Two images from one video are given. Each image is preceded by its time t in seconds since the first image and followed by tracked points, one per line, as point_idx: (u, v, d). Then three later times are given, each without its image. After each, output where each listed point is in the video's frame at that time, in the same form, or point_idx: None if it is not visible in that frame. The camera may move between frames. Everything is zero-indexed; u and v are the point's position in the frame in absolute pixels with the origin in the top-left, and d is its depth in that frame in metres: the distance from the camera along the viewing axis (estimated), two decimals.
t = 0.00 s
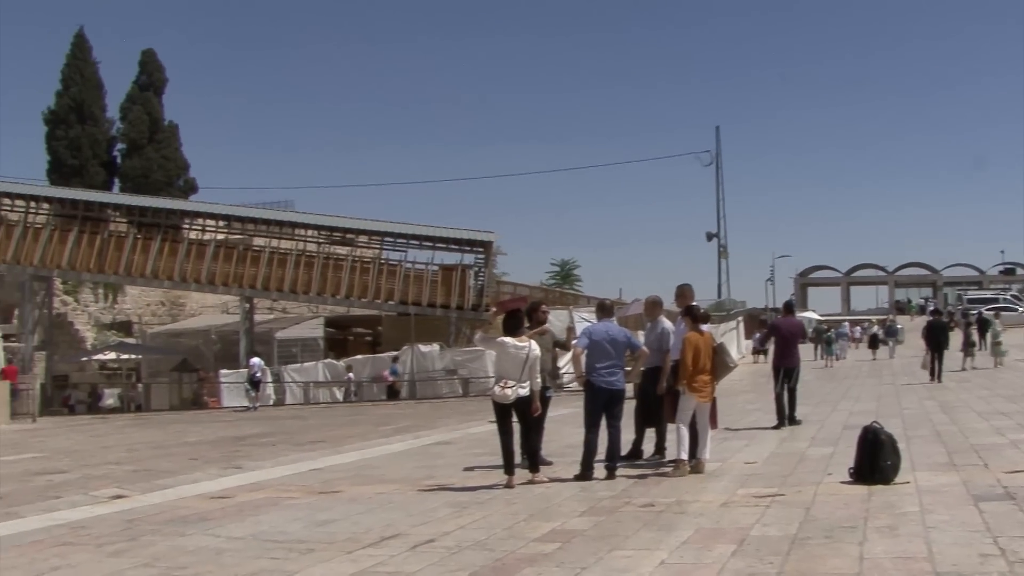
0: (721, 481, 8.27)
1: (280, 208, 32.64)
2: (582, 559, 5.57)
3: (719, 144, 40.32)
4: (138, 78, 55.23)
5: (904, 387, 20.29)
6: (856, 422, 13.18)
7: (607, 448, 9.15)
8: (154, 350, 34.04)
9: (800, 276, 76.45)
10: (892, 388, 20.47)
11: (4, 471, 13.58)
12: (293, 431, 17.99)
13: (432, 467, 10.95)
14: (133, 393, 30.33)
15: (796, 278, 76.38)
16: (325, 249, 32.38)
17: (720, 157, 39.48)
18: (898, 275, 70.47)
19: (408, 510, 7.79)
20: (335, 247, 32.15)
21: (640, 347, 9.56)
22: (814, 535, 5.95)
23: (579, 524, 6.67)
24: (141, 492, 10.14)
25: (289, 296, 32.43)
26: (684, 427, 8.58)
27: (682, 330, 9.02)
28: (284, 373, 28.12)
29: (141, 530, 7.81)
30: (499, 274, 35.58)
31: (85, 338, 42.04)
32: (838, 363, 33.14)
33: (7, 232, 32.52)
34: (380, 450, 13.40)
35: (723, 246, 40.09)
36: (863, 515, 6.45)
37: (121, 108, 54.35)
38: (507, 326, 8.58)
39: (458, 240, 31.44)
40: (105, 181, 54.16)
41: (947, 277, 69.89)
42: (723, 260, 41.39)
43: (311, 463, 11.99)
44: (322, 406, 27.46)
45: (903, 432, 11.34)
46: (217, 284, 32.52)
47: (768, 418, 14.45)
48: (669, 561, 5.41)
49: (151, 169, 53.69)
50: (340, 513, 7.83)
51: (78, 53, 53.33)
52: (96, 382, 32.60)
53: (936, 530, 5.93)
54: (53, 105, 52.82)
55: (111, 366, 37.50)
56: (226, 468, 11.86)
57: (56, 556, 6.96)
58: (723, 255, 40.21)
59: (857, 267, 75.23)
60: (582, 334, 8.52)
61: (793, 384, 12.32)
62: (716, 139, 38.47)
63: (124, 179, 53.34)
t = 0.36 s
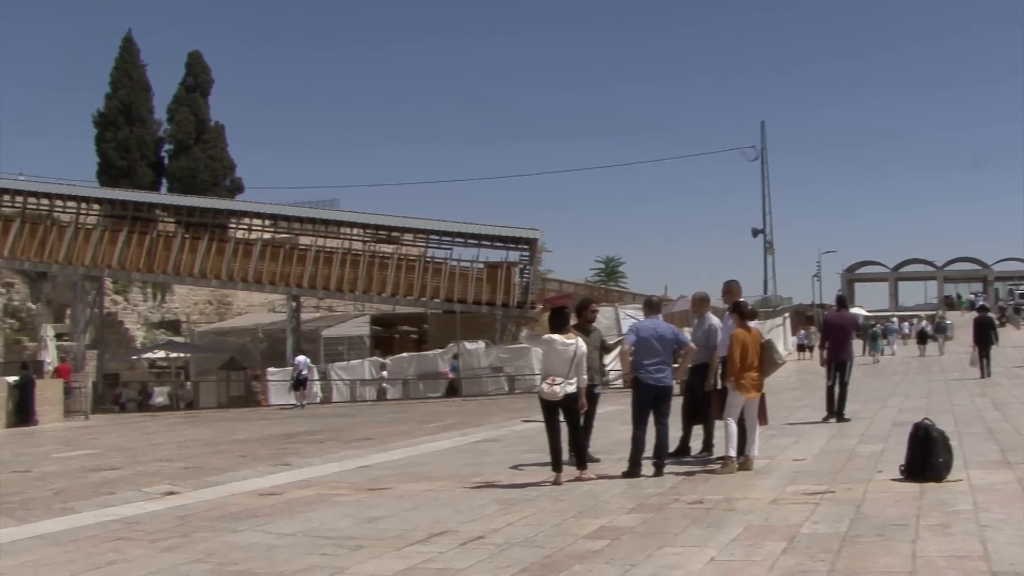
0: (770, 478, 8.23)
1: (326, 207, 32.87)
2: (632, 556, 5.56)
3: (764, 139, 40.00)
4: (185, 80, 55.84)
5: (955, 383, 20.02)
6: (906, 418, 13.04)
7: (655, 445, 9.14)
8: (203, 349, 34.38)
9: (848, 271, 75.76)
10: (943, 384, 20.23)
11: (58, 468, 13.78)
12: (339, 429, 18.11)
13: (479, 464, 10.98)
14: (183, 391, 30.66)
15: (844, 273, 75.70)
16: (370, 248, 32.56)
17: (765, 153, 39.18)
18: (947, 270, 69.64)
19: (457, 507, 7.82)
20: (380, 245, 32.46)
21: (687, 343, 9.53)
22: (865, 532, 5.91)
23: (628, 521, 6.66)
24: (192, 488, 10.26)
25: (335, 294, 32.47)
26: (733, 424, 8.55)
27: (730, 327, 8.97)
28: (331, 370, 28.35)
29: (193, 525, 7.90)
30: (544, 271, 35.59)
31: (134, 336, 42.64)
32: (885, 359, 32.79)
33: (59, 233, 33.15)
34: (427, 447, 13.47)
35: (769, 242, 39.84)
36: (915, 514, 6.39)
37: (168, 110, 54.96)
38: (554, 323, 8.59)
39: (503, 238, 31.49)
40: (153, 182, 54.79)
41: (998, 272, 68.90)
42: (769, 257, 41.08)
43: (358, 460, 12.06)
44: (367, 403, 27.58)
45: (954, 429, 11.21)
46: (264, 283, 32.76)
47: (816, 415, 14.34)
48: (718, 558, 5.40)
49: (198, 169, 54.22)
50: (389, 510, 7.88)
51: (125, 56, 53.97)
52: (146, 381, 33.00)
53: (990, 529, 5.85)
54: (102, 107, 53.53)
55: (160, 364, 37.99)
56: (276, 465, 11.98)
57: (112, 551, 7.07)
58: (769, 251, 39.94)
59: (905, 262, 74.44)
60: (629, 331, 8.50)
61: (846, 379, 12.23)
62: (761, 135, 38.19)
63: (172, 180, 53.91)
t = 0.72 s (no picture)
0: (818, 477, 8.16)
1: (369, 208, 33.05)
2: (680, 555, 5.55)
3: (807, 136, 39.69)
4: (229, 83, 56.34)
5: (1004, 382, 19.73)
6: (956, 417, 12.88)
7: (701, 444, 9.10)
8: (249, 350, 34.67)
9: (893, 269, 74.99)
10: (993, 382, 19.94)
11: (108, 467, 13.96)
12: (384, 429, 18.19)
13: (524, 463, 10.97)
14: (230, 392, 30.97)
15: (889, 271, 74.94)
16: (414, 249, 32.67)
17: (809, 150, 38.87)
18: (994, 266, 68.74)
19: (503, 506, 7.83)
20: (423, 245, 32.53)
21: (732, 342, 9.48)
22: (916, 532, 5.85)
23: (675, 521, 6.64)
24: (241, 488, 10.35)
25: (379, 295, 32.56)
26: (779, 423, 8.50)
27: (776, 325, 8.92)
28: (375, 370, 28.49)
29: (242, 524, 7.97)
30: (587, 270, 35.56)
31: (181, 338, 43.16)
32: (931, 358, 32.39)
33: (106, 236, 33.65)
34: (472, 446, 13.50)
35: (814, 239, 39.53)
36: (967, 513, 6.31)
37: (213, 113, 55.48)
38: (600, 321, 8.60)
39: (546, 237, 31.49)
40: (198, 184, 55.30)
41: None
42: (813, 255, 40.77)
43: (404, 460, 12.11)
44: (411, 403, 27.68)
45: (1005, 428, 11.05)
46: (308, 284, 32.94)
47: (863, 414, 14.21)
48: (768, 557, 5.37)
49: (242, 171, 54.67)
50: (435, 509, 7.91)
51: (170, 60, 54.53)
52: (193, 382, 33.33)
53: None
54: (148, 111, 54.14)
55: (206, 365, 38.39)
56: (322, 464, 12.06)
57: (164, 549, 7.15)
58: (813, 248, 39.65)
59: (952, 258, 73.55)
60: (676, 329, 8.48)
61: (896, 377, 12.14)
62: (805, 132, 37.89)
63: (216, 182, 54.40)
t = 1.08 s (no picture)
0: (874, 475, 8.09)
1: (417, 207, 33.22)
2: (738, 553, 5.52)
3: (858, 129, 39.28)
4: (278, 85, 56.85)
5: None
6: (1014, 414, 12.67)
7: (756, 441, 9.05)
8: (301, 350, 34.97)
9: (948, 264, 73.97)
10: None
11: (165, 465, 14.13)
12: (436, 427, 18.28)
13: (577, 461, 10.97)
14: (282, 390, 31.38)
15: (944, 266, 73.93)
16: (463, 247, 32.76)
17: (860, 144, 38.46)
18: None
19: (558, 504, 7.83)
20: (472, 243, 32.69)
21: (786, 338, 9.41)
22: (978, 531, 5.79)
23: (730, 518, 6.60)
24: (296, 485, 10.44)
25: (429, 294, 32.67)
26: (835, 420, 8.42)
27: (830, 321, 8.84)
28: (426, 369, 28.65)
29: (299, 522, 8.04)
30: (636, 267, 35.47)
31: (233, 337, 43.61)
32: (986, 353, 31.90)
33: (160, 237, 34.15)
34: (524, 444, 13.51)
35: (866, 234, 39.14)
36: None
37: (262, 114, 56.00)
38: (654, 318, 8.58)
39: (596, 235, 31.43)
40: (249, 186, 55.86)
41: None
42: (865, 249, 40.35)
43: (457, 458, 12.14)
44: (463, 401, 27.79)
45: None
46: (358, 283, 33.13)
47: (919, 410, 14.03)
48: (827, 556, 5.32)
49: (292, 172, 55.06)
50: (490, 507, 7.92)
51: (220, 63, 55.11)
52: (246, 381, 33.70)
53: None
54: (199, 114, 54.80)
55: (259, 364, 38.80)
56: (376, 462, 12.13)
57: (222, 546, 7.24)
58: (865, 243, 39.24)
59: (1008, 253, 72.36)
60: (730, 326, 8.44)
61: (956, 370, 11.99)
62: (855, 127, 37.49)
63: (266, 183, 54.89)
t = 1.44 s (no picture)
0: (936, 479, 7.98)
1: (474, 203, 33.01)
2: (798, 555, 5.48)
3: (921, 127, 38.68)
4: (336, 80, 57.25)
5: None
6: None
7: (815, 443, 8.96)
8: (357, 344, 35.21)
9: (1010, 266, 72.66)
10: None
11: (225, 456, 14.32)
12: (492, 423, 18.34)
13: (634, 459, 10.95)
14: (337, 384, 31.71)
15: (1006, 268, 72.65)
16: (520, 243, 32.73)
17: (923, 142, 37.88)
18: None
19: (616, 501, 7.83)
20: (529, 240, 32.54)
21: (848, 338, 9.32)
22: None
23: (790, 520, 6.56)
24: (354, 478, 10.53)
25: (485, 289, 32.70)
26: (897, 422, 8.32)
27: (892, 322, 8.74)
28: (481, 365, 28.72)
29: (358, 514, 8.11)
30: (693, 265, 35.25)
31: (289, 330, 43.98)
32: None
33: (219, 231, 34.58)
34: (581, 442, 13.50)
35: (927, 234, 38.55)
36: None
37: (320, 109, 56.43)
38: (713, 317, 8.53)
39: (653, 232, 31.28)
40: (307, 180, 56.30)
41: None
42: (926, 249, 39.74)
43: (514, 454, 12.16)
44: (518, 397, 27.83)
45: None
46: (415, 278, 33.31)
47: (982, 414, 13.81)
48: (890, 560, 5.27)
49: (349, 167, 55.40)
50: (547, 503, 7.94)
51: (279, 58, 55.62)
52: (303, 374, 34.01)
53: None
54: (257, 109, 55.33)
55: (314, 358, 39.12)
56: (433, 457, 12.20)
57: (283, 537, 7.32)
58: (927, 243, 38.66)
59: None
60: (791, 326, 8.38)
61: None
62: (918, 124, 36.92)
63: (324, 178, 55.32)
